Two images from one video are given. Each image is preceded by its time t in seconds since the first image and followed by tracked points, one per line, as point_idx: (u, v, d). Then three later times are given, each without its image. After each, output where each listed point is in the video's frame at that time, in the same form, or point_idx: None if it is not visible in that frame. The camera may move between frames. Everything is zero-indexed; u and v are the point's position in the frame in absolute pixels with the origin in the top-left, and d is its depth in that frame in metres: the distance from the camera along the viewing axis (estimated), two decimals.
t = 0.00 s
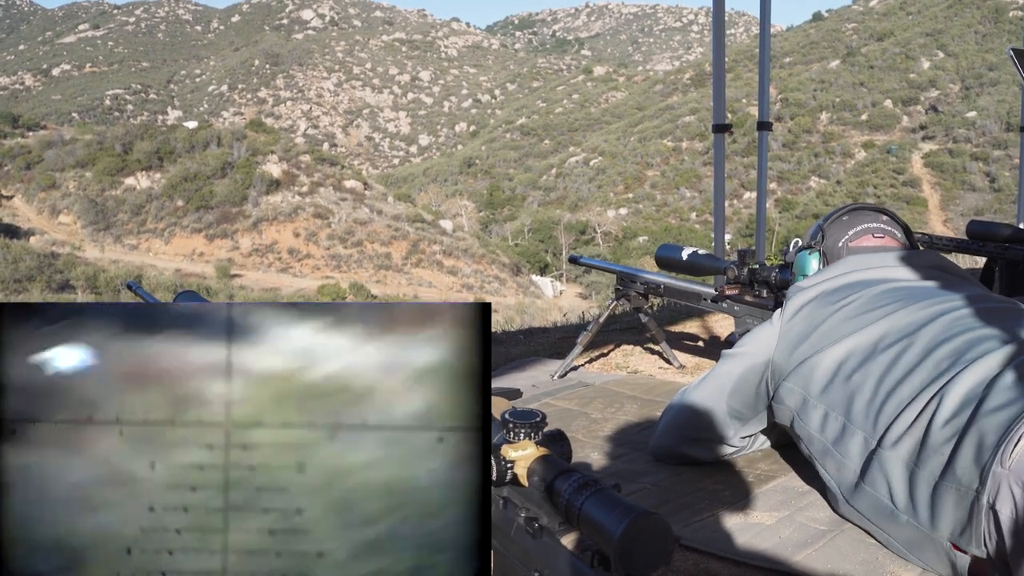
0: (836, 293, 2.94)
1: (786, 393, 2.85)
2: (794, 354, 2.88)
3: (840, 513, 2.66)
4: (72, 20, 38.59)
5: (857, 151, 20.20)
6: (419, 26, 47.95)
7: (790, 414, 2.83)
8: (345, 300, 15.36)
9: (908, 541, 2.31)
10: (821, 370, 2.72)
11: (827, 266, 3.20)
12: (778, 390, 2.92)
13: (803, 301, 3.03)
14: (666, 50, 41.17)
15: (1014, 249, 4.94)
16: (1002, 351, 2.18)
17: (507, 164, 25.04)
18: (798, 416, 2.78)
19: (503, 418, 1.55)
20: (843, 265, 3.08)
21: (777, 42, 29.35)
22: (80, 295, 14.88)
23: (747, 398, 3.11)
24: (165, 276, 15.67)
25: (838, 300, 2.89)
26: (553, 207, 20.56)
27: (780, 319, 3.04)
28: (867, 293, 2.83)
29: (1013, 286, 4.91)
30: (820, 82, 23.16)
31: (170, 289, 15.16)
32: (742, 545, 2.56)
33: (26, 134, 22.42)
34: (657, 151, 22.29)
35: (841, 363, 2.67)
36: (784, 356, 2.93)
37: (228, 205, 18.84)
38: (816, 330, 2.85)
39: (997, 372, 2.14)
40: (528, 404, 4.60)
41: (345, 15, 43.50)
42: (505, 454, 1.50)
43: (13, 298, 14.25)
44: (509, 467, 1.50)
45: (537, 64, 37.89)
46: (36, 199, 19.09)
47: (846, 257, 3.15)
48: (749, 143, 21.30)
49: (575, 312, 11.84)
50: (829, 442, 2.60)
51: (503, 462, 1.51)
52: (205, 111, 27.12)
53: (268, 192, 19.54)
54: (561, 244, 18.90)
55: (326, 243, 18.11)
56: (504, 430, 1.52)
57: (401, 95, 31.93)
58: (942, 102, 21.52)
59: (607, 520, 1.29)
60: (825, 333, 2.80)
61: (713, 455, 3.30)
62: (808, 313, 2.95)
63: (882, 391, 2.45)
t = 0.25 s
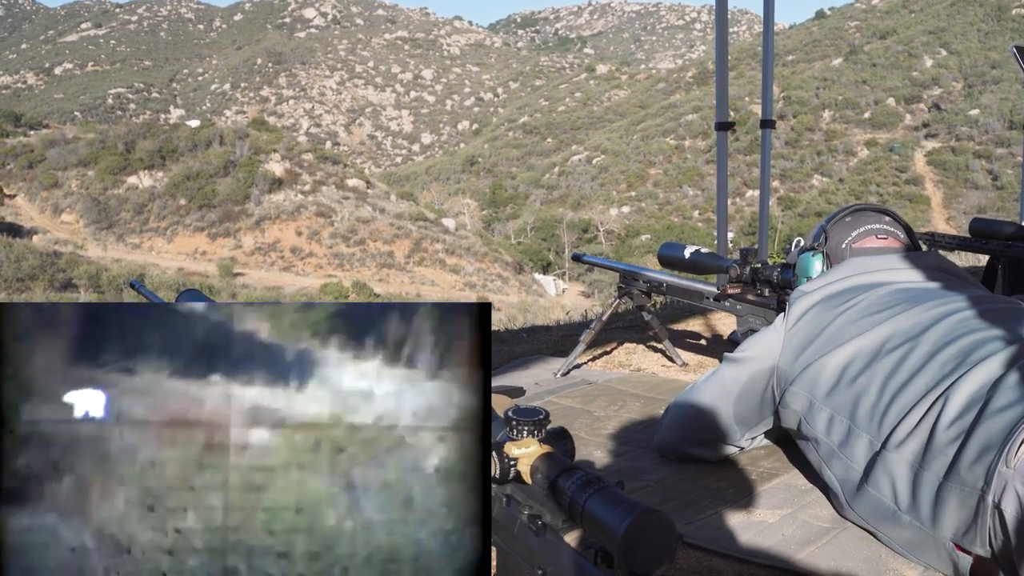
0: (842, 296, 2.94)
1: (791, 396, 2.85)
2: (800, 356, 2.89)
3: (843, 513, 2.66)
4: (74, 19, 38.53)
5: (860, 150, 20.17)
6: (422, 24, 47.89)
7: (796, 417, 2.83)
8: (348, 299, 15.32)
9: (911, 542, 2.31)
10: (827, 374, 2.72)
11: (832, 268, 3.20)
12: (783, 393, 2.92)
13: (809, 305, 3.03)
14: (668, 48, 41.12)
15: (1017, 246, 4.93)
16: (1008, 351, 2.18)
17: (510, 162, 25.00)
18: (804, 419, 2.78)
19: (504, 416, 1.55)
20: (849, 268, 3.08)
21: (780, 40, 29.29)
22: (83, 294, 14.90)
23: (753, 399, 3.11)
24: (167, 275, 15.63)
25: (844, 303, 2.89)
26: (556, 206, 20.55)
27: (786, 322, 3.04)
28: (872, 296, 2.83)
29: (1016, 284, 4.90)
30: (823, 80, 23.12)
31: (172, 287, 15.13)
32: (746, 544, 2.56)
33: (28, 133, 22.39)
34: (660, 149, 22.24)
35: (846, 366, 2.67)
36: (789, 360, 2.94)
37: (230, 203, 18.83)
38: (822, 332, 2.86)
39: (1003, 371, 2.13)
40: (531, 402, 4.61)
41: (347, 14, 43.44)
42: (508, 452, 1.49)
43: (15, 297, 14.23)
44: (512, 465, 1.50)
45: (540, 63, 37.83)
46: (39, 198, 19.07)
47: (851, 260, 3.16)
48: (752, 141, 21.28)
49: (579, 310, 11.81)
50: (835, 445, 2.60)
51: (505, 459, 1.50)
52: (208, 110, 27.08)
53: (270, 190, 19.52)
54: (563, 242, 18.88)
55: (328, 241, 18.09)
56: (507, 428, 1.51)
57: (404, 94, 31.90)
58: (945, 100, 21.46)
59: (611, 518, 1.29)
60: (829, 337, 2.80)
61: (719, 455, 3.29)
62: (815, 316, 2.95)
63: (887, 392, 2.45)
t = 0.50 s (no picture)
0: (843, 295, 2.94)
1: (792, 393, 2.86)
2: (801, 355, 2.89)
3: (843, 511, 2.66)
4: (75, 19, 38.52)
5: (861, 149, 20.16)
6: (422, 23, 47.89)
7: (797, 415, 2.83)
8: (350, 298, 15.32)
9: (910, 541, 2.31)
10: (829, 372, 2.72)
11: (834, 267, 3.20)
12: (784, 391, 2.92)
13: (810, 303, 3.03)
14: (670, 47, 41.12)
15: (1018, 246, 4.93)
16: (1011, 349, 2.18)
17: (511, 162, 24.99)
18: (805, 417, 2.78)
19: (506, 414, 1.53)
20: (850, 266, 3.08)
21: (782, 39, 29.27)
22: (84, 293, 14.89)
23: (754, 396, 3.11)
24: (169, 274, 15.63)
25: (846, 302, 2.88)
26: (557, 205, 20.55)
27: (787, 320, 3.04)
28: (875, 294, 2.83)
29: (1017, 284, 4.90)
30: (824, 80, 23.12)
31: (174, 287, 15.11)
32: (747, 542, 2.56)
33: (30, 132, 22.39)
34: (661, 148, 22.19)
35: (847, 363, 2.68)
36: (789, 358, 2.94)
37: (232, 203, 18.82)
38: (823, 330, 2.85)
39: (1007, 370, 2.13)
40: (532, 401, 4.61)
41: (348, 14, 43.41)
42: (510, 449, 1.49)
43: (17, 297, 14.22)
44: (514, 463, 1.50)
45: (541, 62, 37.81)
46: (40, 198, 19.07)
47: (853, 258, 3.16)
48: (754, 140, 21.28)
49: (581, 310, 11.80)
50: (835, 442, 2.60)
51: (506, 457, 1.50)
52: (209, 109, 27.07)
53: (272, 190, 19.51)
54: (565, 241, 18.88)
55: (330, 240, 18.09)
56: (508, 426, 1.50)
57: (405, 93, 31.89)
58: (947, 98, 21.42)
59: (613, 518, 1.29)
60: (829, 337, 2.81)
61: (721, 453, 3.31)
62: (815, 313, 2.95)
63: (888, 391, 2.45)
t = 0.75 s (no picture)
0: (844, 292, 2.95)
1: (794, 390, 2.85)
2: (802, 352, 2.89)
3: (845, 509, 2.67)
4: (76, 19, 38.55)
5: (862, 147, 20.17)
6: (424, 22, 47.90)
7: (798, 413, 2.83)
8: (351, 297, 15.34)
9: (912, 539, 2.32)
10: (830, 368, 2.72)
11: (835, 263, 3.21)
12: (785, 388, 2.92)
13: (811, 300, 3.03)
14: (671, 46, 41.15)
15: (1019, 244, 4.94)
16: (1013, 344, 2.18)
17: (513, 160, 25.01)
18: (806, 415, 2.78)
19: (506, 412, 1.51)
20: (851, 262, 3.08)
21: (783, 37, 29.29)
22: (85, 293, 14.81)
23: (755, 394, 3.12)
24: (170, 274, 15.64)
25: (848, 298, 2.88)
26: (559, 204, 20.56)
27: (789, 317, 3.05)
28: (877, 291, 2.83)
29: (1018, 282, 4.90)
30: (825, 78, 23.15)
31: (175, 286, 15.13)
32: (748, 540, 2.56)
33: (31, 132, 22.41)
34: (663, 147, 22.17)
35: (848, 360, 2.68)
36: (791, 355, 2.94)
37: (232, 202, 18.82)
38: (825, 327, 2.86)
39: (1009, 365, 2.13)
40: (534, 400, 4.61)
41: (349, 12, 43.41)
42: (512, 449, 1.47)
43: (19, 296, 14.24)
44: (515, 462, 1.49)
45: (542, 61, 37.85)
46: (41, 197, 19.08)
47: (855, 254, 3.16)
48: (755, 139, 21.30)
49: (583, 308, 11.82)
50: (837, 439, 2.60)
51: (508, 457, 1.49)
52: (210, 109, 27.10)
53: (273, 189, 19.52)
54: (566, 240, 18.89)
55: (331, 240, 18.11)
56: (508, 425, 1.49)
57: (406, 92, 31.91)
58: (948, 97, 21.43)
59: (614, 516, 1.29)
60: (830, 333, 2.81)
61: (721, 451, 3.32)
62: (817, 310, 2.95)
63: (890, 387, 2.45)
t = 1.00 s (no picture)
0: (846, 294, 2.95)
1: (795, 393, 2.86)
2: (804, 354, 2.89)
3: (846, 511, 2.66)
4: (77, 18, 38.52)
5: (863, 147, 20.17)
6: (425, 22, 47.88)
7: (800, 416, 2.83)
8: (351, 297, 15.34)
9: (913, 539, 2.32)
10: (832, 371, 2.73)
11: (836, 265, 3.21)
12: (787, 391, 2.92)
13: (813, 302, 3.04)
14: (671, 46, 41.16)
15: (1019, 244, 4.94)
16: (1015, 344, 2.18)
17: (513, 160, 25.01)
18: (808, 418, 2.78)
19: (506, 413, 1.52)
20: (853, 264, 3.09)
21: (784, 37, 29.28)
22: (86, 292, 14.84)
23: (755, 395, 3.12)
24: (171, 273, 15.64)
25: (850, 300, 2.89)
26: (559, 203, 20.56)
27: (790, 321, 3.05)
28: (878, 292, 2.84)
29: (1018, 282, 4.91)
30: (826, 78, 23.15)
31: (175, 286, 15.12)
32: (749, 541, 2.56)
33: (31, 131, 22.40)
34: (663, 146, 22.15)
35: (851, 362, 2.68)
36: (792, 358, 2.94)
37: (233, 201, 18.82)
38: (826, 329, 2.86)
39: (1011, 365, 2.14)
40: (534, 400, 4.61)
41: (350, 11, 43.39)
42: (513, 450, 1.47)
43: (19, 295, 14.23)
44: (516, 463, 1.48)
45: (543, 60, 37.81)
46: (42, 197, 19.08)
47: (855, 256, 3.17)
48: (755, 139, 21.31)
49: (584, 308, 11.83)
50: (840, 441, 2.60)
51: (509, 458, 1.48)
52: (211, 108, 27.11)
53: (273, 188, 19.53)
54: (566, 240, 18.88)
55: (332, 239, 18.11)
56: (510, 425, 1.48)
57: (407, 92, 31.89)
58: (948, 96, 21.41)
59: (615, 516, 1.29)
60: (833, 335, 2.81)
61: (721, 453, 3.31)
62: (819, 312, 2.96)
63: (893, 388, 2.45)
